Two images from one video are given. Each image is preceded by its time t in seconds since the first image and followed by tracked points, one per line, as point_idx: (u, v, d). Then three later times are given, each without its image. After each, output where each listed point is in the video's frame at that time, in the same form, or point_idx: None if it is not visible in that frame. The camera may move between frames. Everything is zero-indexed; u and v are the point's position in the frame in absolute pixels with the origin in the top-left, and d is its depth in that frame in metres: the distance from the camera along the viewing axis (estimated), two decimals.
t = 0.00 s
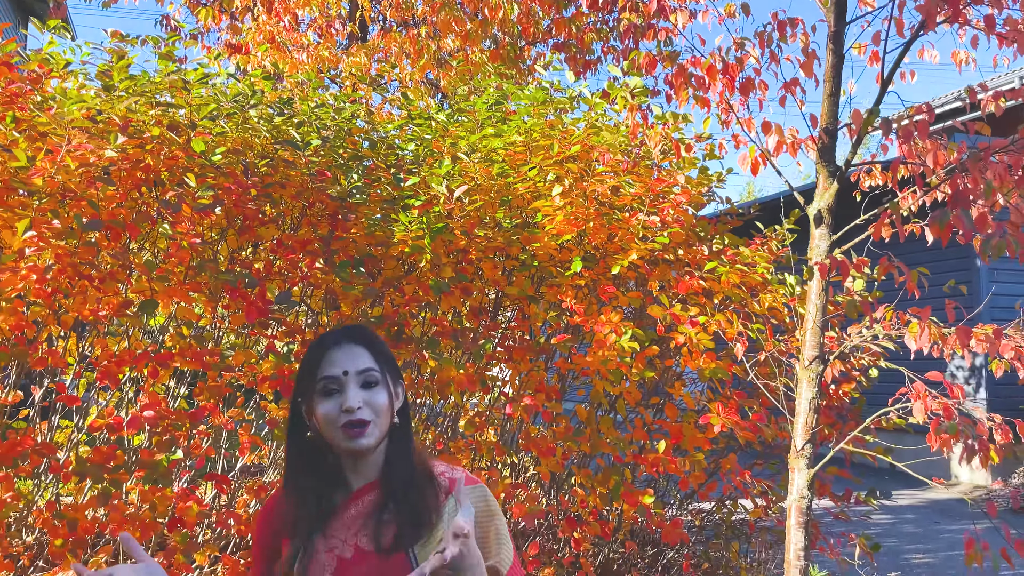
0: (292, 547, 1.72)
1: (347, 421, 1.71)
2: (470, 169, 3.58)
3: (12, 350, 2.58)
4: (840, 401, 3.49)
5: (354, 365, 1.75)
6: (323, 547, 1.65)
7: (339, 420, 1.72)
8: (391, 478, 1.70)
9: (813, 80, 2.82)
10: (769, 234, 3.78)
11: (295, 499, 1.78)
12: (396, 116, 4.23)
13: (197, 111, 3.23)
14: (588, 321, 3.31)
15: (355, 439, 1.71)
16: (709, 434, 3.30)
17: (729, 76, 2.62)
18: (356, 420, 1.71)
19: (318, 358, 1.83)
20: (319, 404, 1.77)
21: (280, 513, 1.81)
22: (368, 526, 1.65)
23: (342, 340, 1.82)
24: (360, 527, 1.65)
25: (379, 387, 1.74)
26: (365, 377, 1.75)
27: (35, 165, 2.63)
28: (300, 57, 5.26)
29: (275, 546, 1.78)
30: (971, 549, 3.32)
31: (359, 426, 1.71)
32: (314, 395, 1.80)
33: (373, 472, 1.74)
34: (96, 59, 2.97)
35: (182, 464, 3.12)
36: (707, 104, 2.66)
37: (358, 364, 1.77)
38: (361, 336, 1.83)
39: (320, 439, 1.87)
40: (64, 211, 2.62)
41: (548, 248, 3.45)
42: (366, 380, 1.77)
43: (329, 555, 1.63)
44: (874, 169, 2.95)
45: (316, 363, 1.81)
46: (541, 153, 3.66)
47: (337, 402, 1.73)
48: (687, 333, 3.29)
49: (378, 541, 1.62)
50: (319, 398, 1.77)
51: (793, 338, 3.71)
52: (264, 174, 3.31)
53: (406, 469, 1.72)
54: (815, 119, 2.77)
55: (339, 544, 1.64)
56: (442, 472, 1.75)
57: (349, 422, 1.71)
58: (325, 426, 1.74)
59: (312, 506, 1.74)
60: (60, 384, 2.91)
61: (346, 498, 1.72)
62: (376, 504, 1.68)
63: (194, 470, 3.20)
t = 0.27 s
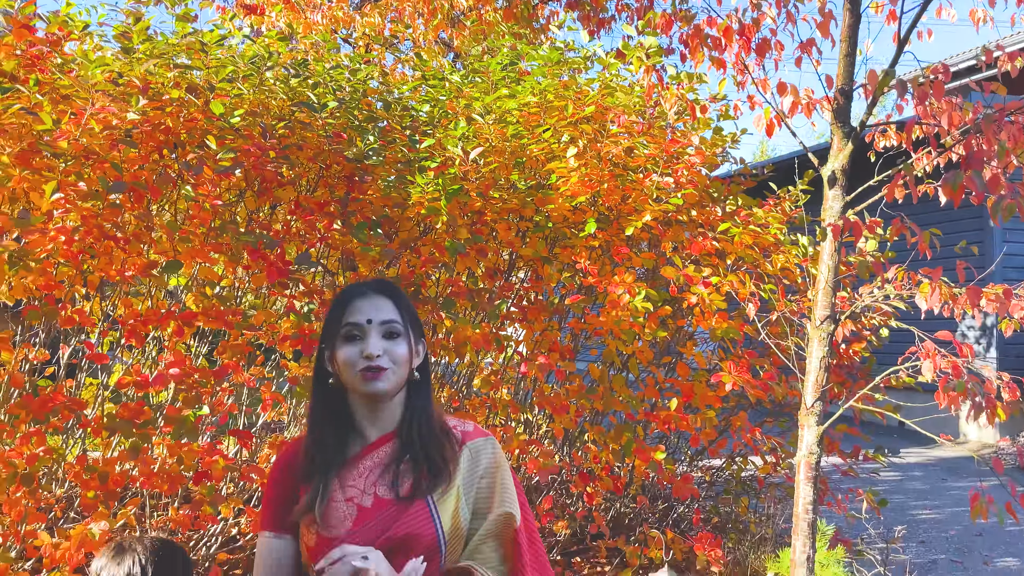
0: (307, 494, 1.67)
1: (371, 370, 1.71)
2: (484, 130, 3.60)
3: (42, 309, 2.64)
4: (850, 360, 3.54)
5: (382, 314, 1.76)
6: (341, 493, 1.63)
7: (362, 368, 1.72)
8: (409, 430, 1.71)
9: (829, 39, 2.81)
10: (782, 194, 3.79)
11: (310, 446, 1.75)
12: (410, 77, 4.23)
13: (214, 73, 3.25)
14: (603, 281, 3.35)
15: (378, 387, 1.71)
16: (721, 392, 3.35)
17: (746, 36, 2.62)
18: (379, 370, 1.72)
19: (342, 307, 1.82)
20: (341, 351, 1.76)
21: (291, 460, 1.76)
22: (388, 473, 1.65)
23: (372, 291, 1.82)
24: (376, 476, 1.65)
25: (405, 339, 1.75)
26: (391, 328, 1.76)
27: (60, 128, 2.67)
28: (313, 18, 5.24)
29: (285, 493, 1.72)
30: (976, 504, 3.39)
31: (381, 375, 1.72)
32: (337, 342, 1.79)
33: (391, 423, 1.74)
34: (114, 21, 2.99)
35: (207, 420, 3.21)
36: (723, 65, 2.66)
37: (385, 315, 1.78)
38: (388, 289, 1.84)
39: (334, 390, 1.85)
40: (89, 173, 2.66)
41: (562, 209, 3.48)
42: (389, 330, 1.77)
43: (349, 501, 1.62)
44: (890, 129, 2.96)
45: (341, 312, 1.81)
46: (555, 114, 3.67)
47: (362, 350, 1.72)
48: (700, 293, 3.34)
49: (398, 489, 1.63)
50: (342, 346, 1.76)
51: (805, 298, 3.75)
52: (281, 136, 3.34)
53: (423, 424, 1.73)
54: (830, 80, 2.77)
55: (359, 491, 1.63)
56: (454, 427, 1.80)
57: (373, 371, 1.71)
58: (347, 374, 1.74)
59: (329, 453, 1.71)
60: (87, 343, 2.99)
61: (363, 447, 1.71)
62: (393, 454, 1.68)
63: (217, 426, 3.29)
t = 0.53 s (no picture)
0: (345, 455, 1.69)
1: (408, 334, 1.73)
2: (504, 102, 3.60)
3: (77, 280, 2.71)
4: (867, 330, 3.58)
5: (421, 280, 1.77)
6: (379, 455, 1.65)
7: (399, 333, 1.73)
8: (444, 397, 1.73)
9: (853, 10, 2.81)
10: (801, 164, 3.81)
11: (347, 409, 1.77)
12: (428, 47, 4.24)
13: (237, 46, 3.27)
14: (623, 252, 3.39)
15: (415, 351, 1.73)
16: (738, 361, 3.40)
17: (770, 8, 2.63)
18: (417, 334, 1.73)
19: (380, 273, 1.84)
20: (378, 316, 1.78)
21: (328, 423, 1.78)
22: (424, 436, 1.67)
23: (411, 257, 1.83)
24: (412, 439, 1.67)
25: (443, 305, 1.76)
26: (429, 294, 1.77)
27: (90, 101, 2.72)
28: None
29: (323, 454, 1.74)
30: (989, 470, 3.45)
31: (418, 340, 1.73)
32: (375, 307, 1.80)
33: (426, 388, 1.77)
34: None
35: (236, 387, 3.29)
36: (747, 37, 2.68)
37: (423, 281, 1.79)
38: (426, 256, 1.85)
39: (369, 356, 1.86)
40: (120, 147, 2.71)
41: (582, 180, 3.52)
42: (428, 296, 1.78)
43: (387, 463, 1.64)
44: (911, 100, 2.97)
45: (379, 278, 1.82)
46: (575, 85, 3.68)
47: (401, 315, 1.74)
48: (718, 264, 3.37)
49: (435, 450, 1.65)
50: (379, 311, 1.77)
51: (822, 268, 3.78)
52: (304, 109, 3.37)
53: (458, 391, 1.75)
54: (853, 51, 2.78)
55: (397, 452, 1.65)
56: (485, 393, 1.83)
57: (410, 335, 1.73)
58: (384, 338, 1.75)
59: (366, 417, 1.73)
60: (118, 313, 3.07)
61: (398, 411, 1.73)
62: (427, 420, 1.70)
63: (245, 394, 3.37)
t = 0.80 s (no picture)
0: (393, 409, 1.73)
1: (445, 297, 1.74)
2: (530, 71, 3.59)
3: (124, 246, 2.83)
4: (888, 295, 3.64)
5: (459, 243, 1.77)
6: (421, 408, 1.68)
7: (438, 297, 1.75)
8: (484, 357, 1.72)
9: None
10: (824, 132, 3.84)
11: (398, 365, 1.81)
12: (453, 16, 4.27)
13: (269, 16, 3.33)
14: (647, 219, 3.46)
15: (452, 316, 1.74)
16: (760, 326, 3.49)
17: None
18: (452, 298, 1.74)
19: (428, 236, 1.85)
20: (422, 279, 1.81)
21: (381, 379, 1.82)
22: (464, 391, 1.68)
23: (455, 221, 1.83)
24: (450, 395, 1.68)
25: (481, 269, 1.75)
26: (467, 257, 1.77)
27: (134, 72, 2.80)
28: None
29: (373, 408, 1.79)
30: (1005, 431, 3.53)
31: (456, 301, 1.74)
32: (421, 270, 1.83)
33: (470, 346, 1.77)
34: None
35: (273, 350, 3.40)
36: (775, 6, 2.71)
37: (464, 244, 1.78)
38: (469, 217, 1.83)
39: (421, 314, 1.88)
40: (163, 116, 2.80)
41: (608, 148, 3.58)
42: (469, 260, 1.77)
43: (428, 415, 1.66)
44: (936, 68, 3.00)
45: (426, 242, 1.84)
46: (600, 54, 3.70)
47: (438, 280, 1.75)
48: (742, 230, 3.44)
49: (472, 404, 1.65)
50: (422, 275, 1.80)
51: (844, 234, 3.84)
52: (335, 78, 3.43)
53: (498, 351, 1.74)
54: (880, 19, 2.81)
55: (438, 405, 1.66)
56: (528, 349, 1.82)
57: (448, 298, 1.74)
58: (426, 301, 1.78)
59: (413, 374, 1.77)
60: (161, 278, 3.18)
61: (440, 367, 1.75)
62: (466, 376, 1.71)
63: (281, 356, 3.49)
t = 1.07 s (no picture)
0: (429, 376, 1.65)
1: (471, 278, 1.58)
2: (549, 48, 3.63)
3: (159, 221, 2.92)
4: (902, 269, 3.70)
5: (484, 225, 1.57)
6: (452, 377, 1.58)
7: (464, 276, 1.59)
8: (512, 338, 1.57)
9: None
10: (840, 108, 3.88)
11: (439, 334, 1.71)
12: None
13: None
14: (665, 195, 3.52)
15: (479, 296, 1.58)
16: (775, 299, 3.56)
17: None
18: (477, 280, 1.58)
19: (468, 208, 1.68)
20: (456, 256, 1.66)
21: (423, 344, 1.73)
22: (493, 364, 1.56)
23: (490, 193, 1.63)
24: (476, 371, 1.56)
25: (506, 251, 1.56)
26: (493, 238, 1.57)
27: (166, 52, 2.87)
28: None
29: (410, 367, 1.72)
30: (1015, 403, 3.61)
31: (480, 284, 1.58)
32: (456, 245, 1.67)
33: (505, 322, 1.62)
34: None
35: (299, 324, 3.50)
36: None
37: (494, 222, 1.58)
38: (506, 192, 1.62)
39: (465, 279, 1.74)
40: (195, 95, 2.88)
41: (625, 125, 3.64)
42: (497, 241, 1.57)
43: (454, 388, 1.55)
44: (951, 44, 3.04)
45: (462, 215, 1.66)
46: (618, 31, 3.73)
47: (464, 261, 1.58)
48: (758, 206, 3.51)
49: (500, 378, 1.52)
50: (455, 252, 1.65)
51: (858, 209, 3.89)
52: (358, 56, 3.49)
53: (527, 335, 1.58)
54: None
55: (470, 373, 1.54)
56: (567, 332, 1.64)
57: (474, 277, 1.58)
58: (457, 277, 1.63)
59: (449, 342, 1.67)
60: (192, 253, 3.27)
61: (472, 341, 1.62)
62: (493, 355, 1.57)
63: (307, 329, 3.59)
